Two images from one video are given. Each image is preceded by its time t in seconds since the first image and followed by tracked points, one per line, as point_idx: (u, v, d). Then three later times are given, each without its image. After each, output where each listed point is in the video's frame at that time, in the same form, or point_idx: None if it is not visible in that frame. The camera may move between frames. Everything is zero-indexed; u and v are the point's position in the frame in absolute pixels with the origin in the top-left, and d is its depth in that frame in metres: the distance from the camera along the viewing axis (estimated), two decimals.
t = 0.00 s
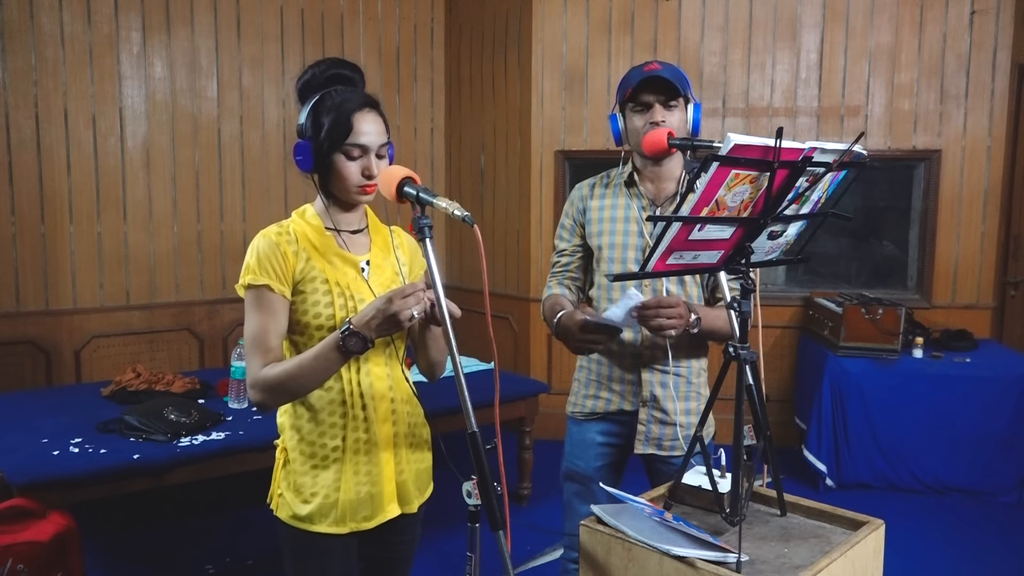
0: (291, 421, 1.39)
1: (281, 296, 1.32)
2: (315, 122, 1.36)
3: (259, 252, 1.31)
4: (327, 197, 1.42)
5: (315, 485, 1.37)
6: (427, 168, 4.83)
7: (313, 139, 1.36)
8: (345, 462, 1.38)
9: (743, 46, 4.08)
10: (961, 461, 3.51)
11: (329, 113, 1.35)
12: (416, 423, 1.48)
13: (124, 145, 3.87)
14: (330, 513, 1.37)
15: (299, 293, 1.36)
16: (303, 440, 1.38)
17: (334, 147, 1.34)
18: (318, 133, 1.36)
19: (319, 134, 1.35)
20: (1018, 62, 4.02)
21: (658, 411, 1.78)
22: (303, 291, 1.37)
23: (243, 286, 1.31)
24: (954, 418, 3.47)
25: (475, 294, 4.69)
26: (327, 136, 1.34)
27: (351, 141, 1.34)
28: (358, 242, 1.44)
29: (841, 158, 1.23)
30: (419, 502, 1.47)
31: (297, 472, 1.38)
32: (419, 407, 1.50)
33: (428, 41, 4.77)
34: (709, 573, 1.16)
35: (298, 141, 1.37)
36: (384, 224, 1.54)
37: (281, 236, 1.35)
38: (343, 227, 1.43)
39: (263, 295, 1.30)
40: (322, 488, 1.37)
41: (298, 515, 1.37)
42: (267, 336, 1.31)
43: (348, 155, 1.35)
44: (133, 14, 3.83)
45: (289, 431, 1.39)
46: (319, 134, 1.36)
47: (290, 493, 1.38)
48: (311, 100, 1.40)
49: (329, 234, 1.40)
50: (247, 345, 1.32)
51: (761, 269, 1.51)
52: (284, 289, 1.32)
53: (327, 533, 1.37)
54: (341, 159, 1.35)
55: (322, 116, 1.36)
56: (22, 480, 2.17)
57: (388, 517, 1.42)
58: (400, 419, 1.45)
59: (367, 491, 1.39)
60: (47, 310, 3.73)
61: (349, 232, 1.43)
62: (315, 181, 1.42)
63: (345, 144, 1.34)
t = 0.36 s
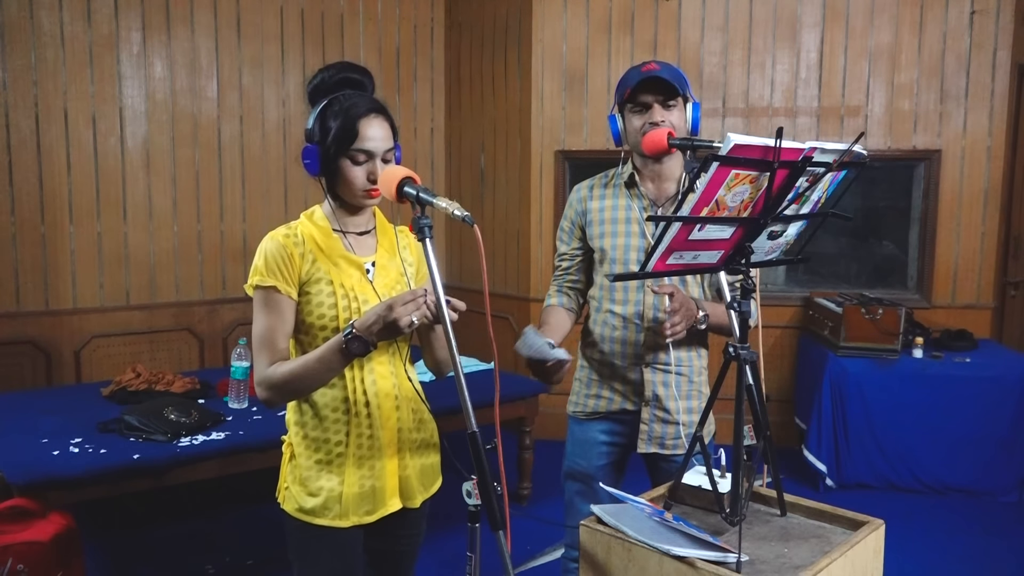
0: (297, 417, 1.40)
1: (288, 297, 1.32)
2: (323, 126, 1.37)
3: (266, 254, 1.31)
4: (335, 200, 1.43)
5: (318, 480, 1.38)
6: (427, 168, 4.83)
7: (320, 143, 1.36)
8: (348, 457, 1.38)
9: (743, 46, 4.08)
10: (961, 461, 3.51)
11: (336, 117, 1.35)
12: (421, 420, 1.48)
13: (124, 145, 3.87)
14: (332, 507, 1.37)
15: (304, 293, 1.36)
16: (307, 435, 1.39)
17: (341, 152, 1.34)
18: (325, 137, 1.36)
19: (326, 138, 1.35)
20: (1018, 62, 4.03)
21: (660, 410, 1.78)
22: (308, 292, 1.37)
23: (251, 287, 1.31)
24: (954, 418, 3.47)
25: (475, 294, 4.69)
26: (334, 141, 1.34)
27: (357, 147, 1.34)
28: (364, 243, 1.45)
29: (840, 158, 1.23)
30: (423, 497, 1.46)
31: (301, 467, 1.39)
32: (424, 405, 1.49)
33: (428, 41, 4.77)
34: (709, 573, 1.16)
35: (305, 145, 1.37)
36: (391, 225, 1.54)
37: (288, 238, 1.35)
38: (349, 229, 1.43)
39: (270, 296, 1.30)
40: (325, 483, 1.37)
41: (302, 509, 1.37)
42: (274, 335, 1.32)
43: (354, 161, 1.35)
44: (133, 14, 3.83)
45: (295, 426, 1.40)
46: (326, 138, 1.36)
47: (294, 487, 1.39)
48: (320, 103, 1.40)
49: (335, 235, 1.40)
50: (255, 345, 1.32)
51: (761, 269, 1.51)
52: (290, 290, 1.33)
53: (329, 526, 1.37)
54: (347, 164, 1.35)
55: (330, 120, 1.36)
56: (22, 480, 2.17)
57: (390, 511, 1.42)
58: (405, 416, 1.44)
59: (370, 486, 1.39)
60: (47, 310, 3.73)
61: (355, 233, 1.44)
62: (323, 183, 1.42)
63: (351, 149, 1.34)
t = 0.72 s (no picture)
0: (295, 418, 1.40)
1: (287, 297, 1.32)
2: (324, 126, 1.37)
3: (266, 253, 1.31)
4: (336, 201, 1.43)
5: (317, 481, 1.38)
6: (427, 168, 4.83)
7: (322, 142, 1.36)
8: (347, 459, 1.38)
9: (743, 47, 4.08)
10: (961, 461, 3.51)
11: (338, 116, 1.35)
12: (421, 421, 1.48)
13: (124, 145, 3.87)
14: (332, 509, 1.37)
15: (304, 293, 1.36)
16: (306, 436, 1.39)
17: (343, 150, 1.34)
18: (326, 136, 1.36)
19: (328, 137, 1.36)
20: (1018, 62, 4.03)
21: (659, 409, 1.78)
22: (308, 292, 1.36)
23: (250, 286, 1.31)
24: (954, 418, 3.47)
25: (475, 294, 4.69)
26: (335, 139, 1.34)
27: (358, 146, 1.34)
28: (365, 243, 1.45)
29: (841, 158, 1.23)
30: (423, 499, 1.47)
31: (300, 468, 1.39)
32: (423, 407, 1.49)
33: (428, 41, 4.77)
34: (709, 573, 1.16)
35: (306, 144, 1.37)
36: (393, 226, 1.54)
37: (289, 238, 1.34)
38: (351, 229, 1.44)
39: (269, 296, 1.30)
40: (324, 484, 1.37)
41: (301, 510, 1.37)
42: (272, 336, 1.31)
43: (356, 159, 1.35)
44: (133, 14, 3.83)
45: (293, 427, 1.40)
46: (328, 137, 1.36)
47: (293, 488, 1.39)
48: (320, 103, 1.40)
49: (337, 235, 1.41)
50: (252, 345, 1.32)
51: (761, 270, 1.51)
52: (289, 290, 1.32)
53: (328, 528, 1.37)
54: (349, 162, 1.35)
55: (331, 119, 1.36)
56: (22, 480, 2.17)
57: (389, 513, 1.42)
58: (404, 417, 1.44)
59: (369, 488, 1.39)
60: (47, 310, 3.72)
61: (357, 233, 1.44)
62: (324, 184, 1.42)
63: (353, 148, 1.34)
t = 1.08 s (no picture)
0: (290, 422, 1.37)
1: (270, 304, 1.26)
2: (320, 118, 1.37)
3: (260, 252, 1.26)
4: (337, 194, 1.41)
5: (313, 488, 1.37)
6: (427, 168, 4.83)
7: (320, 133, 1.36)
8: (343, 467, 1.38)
9: (743, 46, 4.08)
10: (961, 461, 3.51)
11: (333, 104, 1.35)
12: (414, 426, 1.49)
13: (124, 145, 3.87)
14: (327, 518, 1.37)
15: (303, 295, 1.33)
16: (302, 442, 1.36)
17: (344, 133, 1.35)
18: (324, 127, 1.36)
19: (326, 126, 1.35)
20: (1018, 62, 4.03)
21: (660, 408, 1.78)
22: (305, 294, 1.33)
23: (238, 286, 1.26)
24: (954, 418, 3.47)
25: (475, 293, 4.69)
26: (335, 124, 1.34)
27: (359, 125, 1.35)
28: (365, 242, 1.44)
29: (841, 158, 1.23)
30: (415, 505, 1.49)
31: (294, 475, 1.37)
32: (416, 411, 1.50)
33: (428, 41, 4.77)
34: (709, 573, 1.16)
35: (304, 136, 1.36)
36: (390, 226, 1.55)
37: (284, 237, 1.31)
38: (351, 226, 1.43)
39: (254, 299, 1.25)
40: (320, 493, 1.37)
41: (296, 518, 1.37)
42: (248, 348, 1.26)
43: (358, 139, 1.35)
44: (133, 14, 3.83)
45: (285, 431, 1.37)
46: (326, 127, 1.36)
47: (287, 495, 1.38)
48: (310, 100, 1.40)
49: (335, 233, 1.39)
50: (223, 353, 1.25)
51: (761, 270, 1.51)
52: (272, 292, 1.26)
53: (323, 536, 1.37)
54: (351, 143, 1.35)
55: (326, 109, 1.36)
56: (22, 480, 2.17)
57: (385, 521, 1.43)
58: (399, 423, 1.45)
59: (366, 496, 1.40)
60: (47, 310, 3.72)
61: (357, 231, 1.43)
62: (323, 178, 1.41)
63: (353, 128, 1.35)
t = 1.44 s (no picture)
0: (283, 429, 1.37)
1: (261, 308, 1.25)
2: (314, 112, 1.35)
3: (247, 258, 1.25)
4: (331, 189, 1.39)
5: (309, 497, 1.37)
6: (427, 168, 4.83)
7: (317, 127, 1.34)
8: (339, 475, 1.38)
9: (743, 46, 4.08)
10: (961, 461, 3.51)
11: (328, 98, 1.35)
12: (409, 430, 1.49)
13: (124, 145, 3.87)
14: (325, 528, 1.37)
15: (294, 300, 1.32)
16: (295, 450, 1.36)
17: (345, 124, 1.34)
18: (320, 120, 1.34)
19: (323, 120, 1.34)
20: (1018, 62, 4.03)
21: (661, 410, 1.79)
22: (296, 299, 1.32)
23: (226, 294, 1.24)
24: (954, 418, 3.47)
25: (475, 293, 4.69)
26: (335, 116, 1.34)
27: (358, 116, 1.36)
28: (359, 243, 1.45)
29: (841, 158, 1.23)
30: (414, 512, 1.49)
31: (288, 484, 1.37)
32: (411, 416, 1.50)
33: (428, 40, 4.77)
34: (710, 573, 1.16)
35: (300, 130, 1.31)
36: (381, 223, 1.55)
37: (270, 241, 1.30)
38: (344, 225, 1.43)
39: (243, 305, 1.24)
40: (317, 502, 1.37)
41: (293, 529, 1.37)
42: (241, 360, 1.25)
43: (358, 130, 1.36)
44: (133, 14, 3.83)
45: (279, 438, 1.37)
46: (322, 120, 1.34)
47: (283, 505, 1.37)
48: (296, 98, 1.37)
49: (322, 235, 1.38)
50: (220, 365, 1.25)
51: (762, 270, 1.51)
52: (264, 300, 1.26)
53: (321, 547, 1.37)
54: (352, 134, 1.35)
55: (320, 103, 1.35)
56: (23, 480, 2.17)
57: (384, 530, 1.43)
58: (395, 427, 1.45)
59: (364, 505, 1.40)
60: (47, 310, 3.72)
61: (350, 231, 1.44)
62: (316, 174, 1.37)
63: (353, 119, 1.35)
